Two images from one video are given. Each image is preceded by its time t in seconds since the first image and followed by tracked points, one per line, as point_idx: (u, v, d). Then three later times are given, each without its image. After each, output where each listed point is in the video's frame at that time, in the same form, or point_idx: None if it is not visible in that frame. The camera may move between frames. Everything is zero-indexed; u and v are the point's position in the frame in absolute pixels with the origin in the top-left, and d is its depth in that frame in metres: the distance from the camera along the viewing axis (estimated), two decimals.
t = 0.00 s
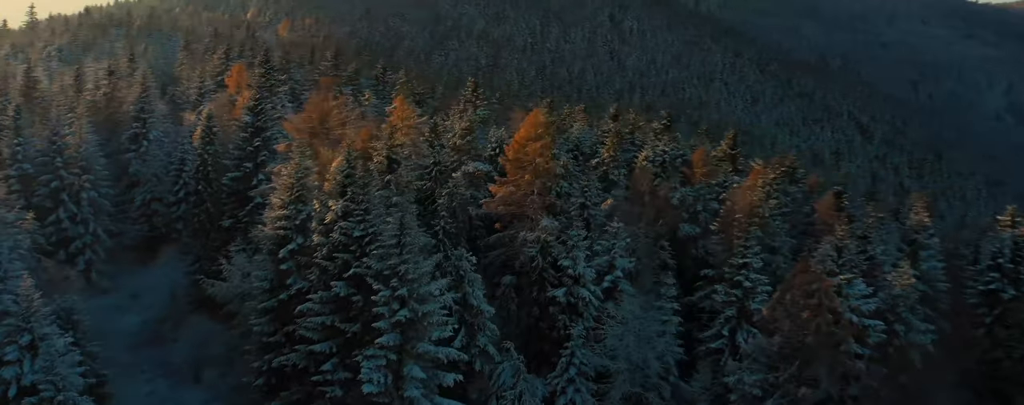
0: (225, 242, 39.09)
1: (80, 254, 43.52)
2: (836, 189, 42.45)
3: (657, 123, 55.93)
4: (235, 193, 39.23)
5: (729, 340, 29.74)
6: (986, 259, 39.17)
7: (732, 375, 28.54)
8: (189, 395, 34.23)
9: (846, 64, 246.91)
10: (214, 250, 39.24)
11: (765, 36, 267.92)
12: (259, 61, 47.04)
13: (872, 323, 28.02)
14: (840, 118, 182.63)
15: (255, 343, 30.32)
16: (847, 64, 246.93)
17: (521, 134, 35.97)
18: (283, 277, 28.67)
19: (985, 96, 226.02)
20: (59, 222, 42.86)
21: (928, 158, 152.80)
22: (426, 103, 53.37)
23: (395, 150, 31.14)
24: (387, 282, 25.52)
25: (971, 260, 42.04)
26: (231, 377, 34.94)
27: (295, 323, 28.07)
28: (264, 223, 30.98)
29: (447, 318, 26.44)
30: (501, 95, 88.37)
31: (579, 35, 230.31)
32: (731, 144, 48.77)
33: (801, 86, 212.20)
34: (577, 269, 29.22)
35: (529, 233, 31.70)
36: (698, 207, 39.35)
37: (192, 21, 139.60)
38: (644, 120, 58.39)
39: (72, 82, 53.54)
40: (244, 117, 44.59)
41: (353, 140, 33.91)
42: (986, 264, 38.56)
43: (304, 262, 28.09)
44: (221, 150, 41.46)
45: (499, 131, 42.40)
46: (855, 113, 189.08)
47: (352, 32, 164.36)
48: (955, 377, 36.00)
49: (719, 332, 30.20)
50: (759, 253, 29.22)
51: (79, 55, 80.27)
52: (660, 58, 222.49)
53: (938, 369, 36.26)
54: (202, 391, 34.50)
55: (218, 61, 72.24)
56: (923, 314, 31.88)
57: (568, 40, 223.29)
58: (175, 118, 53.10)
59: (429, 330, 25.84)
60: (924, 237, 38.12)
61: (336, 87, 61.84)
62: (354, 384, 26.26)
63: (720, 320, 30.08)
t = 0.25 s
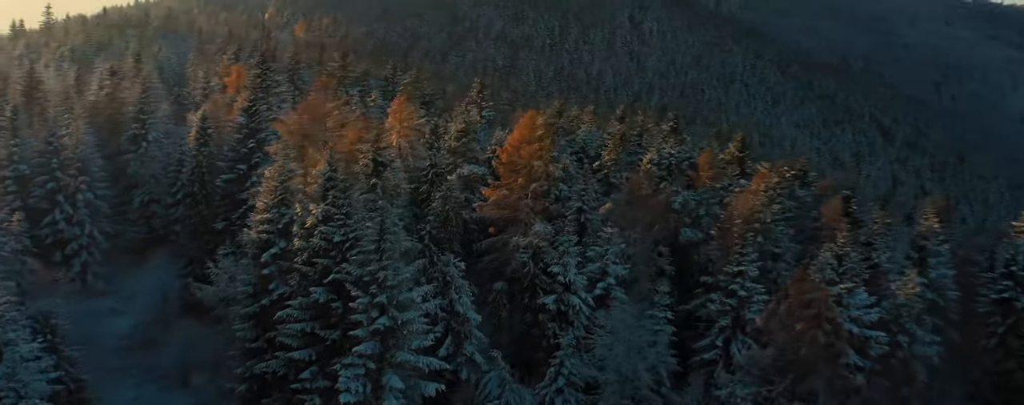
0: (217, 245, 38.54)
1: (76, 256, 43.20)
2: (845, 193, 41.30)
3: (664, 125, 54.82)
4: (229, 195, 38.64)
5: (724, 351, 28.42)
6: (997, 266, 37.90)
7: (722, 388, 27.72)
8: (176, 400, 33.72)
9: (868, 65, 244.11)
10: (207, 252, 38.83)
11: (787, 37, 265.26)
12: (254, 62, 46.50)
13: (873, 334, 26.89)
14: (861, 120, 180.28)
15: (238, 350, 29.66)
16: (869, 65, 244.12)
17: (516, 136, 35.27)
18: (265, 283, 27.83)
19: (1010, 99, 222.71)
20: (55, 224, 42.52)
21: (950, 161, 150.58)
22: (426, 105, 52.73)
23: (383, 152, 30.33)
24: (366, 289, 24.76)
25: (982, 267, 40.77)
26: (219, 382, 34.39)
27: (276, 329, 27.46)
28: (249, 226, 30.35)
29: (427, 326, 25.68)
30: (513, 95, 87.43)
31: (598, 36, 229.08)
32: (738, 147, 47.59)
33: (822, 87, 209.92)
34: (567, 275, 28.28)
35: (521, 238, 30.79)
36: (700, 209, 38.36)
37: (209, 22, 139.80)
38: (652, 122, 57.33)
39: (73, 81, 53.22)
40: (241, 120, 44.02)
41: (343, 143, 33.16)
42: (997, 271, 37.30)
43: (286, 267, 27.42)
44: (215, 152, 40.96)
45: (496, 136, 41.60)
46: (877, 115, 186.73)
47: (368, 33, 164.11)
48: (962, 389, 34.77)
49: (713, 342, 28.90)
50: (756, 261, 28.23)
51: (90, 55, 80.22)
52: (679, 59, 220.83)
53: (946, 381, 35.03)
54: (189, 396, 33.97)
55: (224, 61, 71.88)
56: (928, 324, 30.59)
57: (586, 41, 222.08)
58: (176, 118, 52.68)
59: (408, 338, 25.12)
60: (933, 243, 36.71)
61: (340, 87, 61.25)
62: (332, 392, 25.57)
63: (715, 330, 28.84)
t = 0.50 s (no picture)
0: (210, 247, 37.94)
1: (72, 257, 42.86)
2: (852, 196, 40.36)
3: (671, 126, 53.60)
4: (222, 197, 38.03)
5: (717, 360, 27.97)
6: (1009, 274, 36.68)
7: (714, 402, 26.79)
8: None
9: (891, 67, 241.26)
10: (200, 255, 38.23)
11: (808, 39, 262.52)
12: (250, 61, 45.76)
13: (873, 346, 26.04)
14: (883, 122, 177.82)
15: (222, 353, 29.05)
16: (891, 68, 241.28)
17: (508, 141, 34.92)
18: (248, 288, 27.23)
19: None
20: (49, 226, 42.00)
21: (973, 165, 148.31)
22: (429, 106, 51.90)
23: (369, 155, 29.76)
24: (344, 295, 24.01)
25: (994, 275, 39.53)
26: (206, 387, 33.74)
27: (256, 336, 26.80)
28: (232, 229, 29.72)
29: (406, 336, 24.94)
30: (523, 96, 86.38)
31: (616, 37, 227.55)
32: (747, 149, 46.18)
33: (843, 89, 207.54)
34: (555, 282, 27.41)
35: (512, 243, 30.12)
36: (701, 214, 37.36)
37: (225, 22, 139.70)
38: (658, 123, 56.13)
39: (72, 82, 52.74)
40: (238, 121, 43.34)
41: (332, 145, 32.52)
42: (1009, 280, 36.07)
43: (267, 272, 26.80)
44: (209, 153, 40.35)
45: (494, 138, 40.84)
46: (899, 118, 184.35)
47: (385, 34, 163.51)
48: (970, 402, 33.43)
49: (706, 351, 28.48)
50: (750, 269, 27.22)
51: (98, 55, 80.01)
52: (699, 60, 218.93)
53: (953, 394, 33.69)
54: (176, 401, 33.35)
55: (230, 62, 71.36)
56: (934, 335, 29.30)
57: (605, 42, 220.59)
58: (176, 119, 52.14)
59: (385, 347, 24.37)
60: (942, 249, 35.31)
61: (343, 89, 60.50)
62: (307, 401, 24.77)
63: (708, 339, 28.30)
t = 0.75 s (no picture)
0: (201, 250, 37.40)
1: (68, 259, 42.31)
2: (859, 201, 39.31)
3: (678, 129, 52.46)
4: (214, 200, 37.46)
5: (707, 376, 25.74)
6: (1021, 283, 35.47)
7: None
8: None
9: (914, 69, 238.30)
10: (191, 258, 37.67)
11: (830, 40, 259.73)
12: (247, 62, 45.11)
13: (874, 357, 25.18)
14: (905, 125, 175.48)
15: (204, 360, 28.43)
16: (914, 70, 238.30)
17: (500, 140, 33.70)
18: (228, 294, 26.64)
19: None
20: (46, 227, 41.46)
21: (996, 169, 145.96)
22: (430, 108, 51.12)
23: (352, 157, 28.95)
24: (319, 303, 23.34)
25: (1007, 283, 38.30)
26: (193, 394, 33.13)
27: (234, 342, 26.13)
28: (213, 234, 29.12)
29: (385, 345, 24.19)
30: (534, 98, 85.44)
31: (636, 38, 226.02)
32: (754, 152, 44.74)
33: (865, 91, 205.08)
34: (543, 290, 26.49)
35: (502, 249, 29.35)
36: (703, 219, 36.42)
37: (242, 23, 139.76)
38: (666, 126, 54.91)
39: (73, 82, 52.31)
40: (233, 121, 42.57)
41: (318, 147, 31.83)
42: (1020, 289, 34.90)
43: (245, 277, 26.13)
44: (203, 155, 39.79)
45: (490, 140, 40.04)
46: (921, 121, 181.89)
47: (401, 35, 162.93)
48: None
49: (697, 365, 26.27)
50: (743, 278, 25.69)
51: (107, 56, 79.87)
52: (718, 61, 217.00)
53: None
54: None
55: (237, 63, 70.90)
56: (939, 347, 28.04)
57: (624, 43, 219.13)
58: (176, 120, 51.63)
59: (361, 357, 23.55)
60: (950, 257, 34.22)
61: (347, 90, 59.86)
62: None
63: (699, 352, 26.19)
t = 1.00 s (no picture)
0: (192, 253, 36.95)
1: (63, 260, 41.82)
2: (866, 206, 38.27)
3: (686, 131, 51.55)
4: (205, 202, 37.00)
5: (695, 386, 25.80)
6: None
7: None
8: None
9: (938, 72, 235.25)
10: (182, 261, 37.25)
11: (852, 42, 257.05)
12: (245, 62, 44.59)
13: (872, 373, 23.80)
14: (928, 128, 173.17)
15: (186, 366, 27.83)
16: (938, 72, 235.29)
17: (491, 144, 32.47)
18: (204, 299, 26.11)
19: None
20: (41, 229, 41.12)
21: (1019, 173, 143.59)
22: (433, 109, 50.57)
23: (335, 160, 28.29)
24: (291, 311, 22.80)
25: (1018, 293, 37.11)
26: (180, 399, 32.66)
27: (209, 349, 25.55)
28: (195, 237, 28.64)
29: (361, 355, 23.56)
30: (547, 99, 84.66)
31: (656, 39, 224.52)
32: (762, 156, 43.55)
33: (888, 93, 202.68)
34: (528, 299, 25.60)
35: (489, 256, 28.66)
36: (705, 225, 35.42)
37: (259, 24, 140.08)
38: (673, 128, 53.87)
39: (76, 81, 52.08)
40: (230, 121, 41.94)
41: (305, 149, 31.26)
42: None
43: (220, 282, 25.57)
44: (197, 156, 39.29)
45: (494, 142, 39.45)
46: (945, 123, 179.39)
47: (419, 36, 162.62)
48: None
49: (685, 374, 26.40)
50: (735, 289, 25.32)
51: (119, 55, 79.94)
52: (739, 63, 215.19)
53: None
54: None
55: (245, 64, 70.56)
56: (943, 361, 26.90)
57: (644, 44, 217.79)
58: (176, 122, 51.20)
59: (335, 367, 22.88)
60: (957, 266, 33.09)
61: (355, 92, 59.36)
62: None
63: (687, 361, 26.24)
